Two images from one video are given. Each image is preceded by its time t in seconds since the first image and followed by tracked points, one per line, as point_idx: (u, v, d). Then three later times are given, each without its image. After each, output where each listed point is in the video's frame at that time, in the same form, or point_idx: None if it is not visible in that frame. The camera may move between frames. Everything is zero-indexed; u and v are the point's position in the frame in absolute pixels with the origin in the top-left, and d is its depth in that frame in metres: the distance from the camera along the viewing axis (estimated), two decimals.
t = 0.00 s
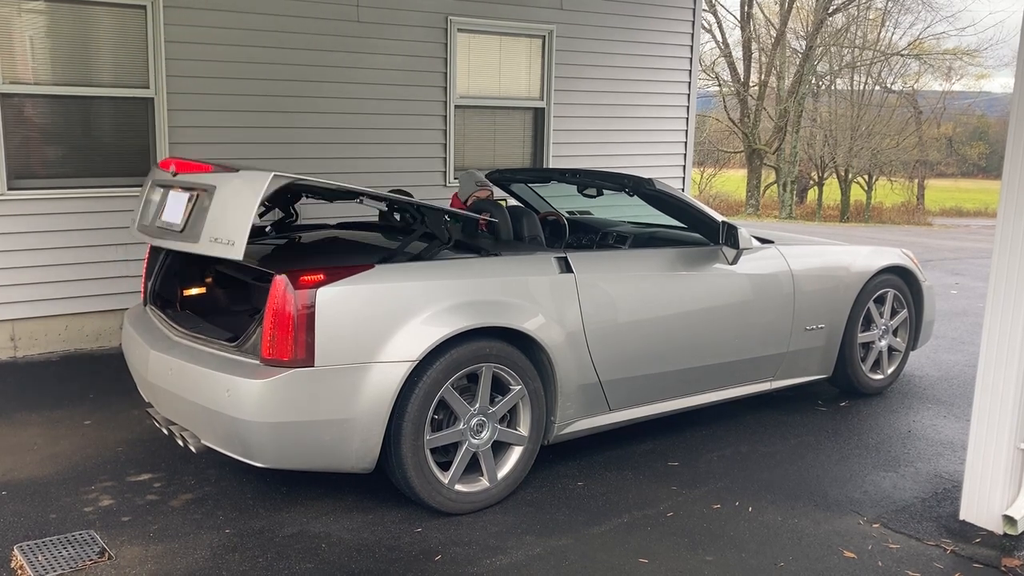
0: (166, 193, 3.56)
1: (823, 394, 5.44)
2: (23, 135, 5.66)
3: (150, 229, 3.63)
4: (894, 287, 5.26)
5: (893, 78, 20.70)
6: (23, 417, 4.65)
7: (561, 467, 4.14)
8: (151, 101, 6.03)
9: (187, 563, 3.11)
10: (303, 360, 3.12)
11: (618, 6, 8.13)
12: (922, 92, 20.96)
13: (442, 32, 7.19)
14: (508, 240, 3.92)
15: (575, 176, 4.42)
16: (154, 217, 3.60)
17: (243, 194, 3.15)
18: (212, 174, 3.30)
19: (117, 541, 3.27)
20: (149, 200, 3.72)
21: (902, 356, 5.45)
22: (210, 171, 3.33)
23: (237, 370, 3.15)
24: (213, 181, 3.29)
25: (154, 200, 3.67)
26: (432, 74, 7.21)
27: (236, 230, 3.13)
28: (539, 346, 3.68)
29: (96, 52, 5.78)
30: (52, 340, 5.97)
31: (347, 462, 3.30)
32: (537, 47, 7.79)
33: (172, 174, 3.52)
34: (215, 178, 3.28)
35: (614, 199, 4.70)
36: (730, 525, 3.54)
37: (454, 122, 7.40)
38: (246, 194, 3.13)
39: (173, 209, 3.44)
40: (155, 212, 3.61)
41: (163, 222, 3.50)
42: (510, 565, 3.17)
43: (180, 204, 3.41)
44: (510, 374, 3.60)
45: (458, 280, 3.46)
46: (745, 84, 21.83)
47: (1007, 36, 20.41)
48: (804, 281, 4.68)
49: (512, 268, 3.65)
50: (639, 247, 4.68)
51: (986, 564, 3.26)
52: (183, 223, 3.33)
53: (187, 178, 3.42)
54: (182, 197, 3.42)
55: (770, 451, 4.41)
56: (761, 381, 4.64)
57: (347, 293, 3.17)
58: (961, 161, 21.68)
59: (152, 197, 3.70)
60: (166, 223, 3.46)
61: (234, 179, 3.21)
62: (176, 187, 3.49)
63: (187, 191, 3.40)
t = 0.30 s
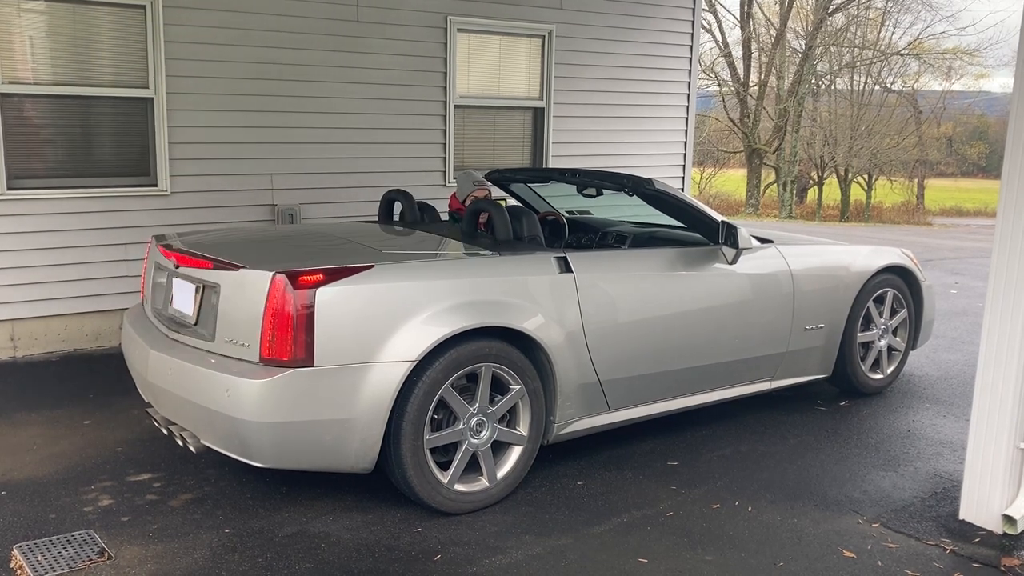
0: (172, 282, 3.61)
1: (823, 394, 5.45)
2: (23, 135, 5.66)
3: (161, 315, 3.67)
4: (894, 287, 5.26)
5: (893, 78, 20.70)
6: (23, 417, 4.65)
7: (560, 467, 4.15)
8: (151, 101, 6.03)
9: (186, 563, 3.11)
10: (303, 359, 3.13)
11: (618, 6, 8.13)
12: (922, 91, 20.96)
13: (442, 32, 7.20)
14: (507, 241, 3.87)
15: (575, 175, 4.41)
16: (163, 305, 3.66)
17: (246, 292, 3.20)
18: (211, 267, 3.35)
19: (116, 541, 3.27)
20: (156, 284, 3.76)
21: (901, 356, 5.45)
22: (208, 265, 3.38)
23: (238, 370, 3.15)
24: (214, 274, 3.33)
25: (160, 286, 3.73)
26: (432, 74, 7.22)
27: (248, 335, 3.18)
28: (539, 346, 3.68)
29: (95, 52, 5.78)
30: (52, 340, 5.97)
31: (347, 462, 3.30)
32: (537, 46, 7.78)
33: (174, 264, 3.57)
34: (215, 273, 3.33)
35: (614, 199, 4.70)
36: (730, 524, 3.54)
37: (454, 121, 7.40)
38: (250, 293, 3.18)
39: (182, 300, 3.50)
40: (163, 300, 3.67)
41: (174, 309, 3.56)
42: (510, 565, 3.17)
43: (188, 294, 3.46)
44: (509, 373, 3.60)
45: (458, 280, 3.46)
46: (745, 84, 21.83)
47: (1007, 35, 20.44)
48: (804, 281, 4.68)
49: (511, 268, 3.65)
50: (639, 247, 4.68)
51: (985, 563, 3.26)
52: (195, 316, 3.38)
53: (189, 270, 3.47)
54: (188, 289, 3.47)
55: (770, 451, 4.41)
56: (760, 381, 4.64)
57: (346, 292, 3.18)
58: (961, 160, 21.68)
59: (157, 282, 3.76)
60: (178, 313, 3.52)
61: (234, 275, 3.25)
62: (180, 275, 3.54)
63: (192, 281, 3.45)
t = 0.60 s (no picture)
0: (172, 281, 3.62)
1: (823, 393, 5.45)
2: (23, 134, 5.66)
3: (161, 313, 3.68)
4: (894, 286, 5.26)
5: (893, 78, 20.70)
6: (23, 416, 4.65)
7: (561, 466, 4.15)
8: (151, 101, 6.03)
9: (186, 563, 3.11)
10: (303, 358, 3.12)
11: (618, 4, 8.12)
12: (922, 91, 20.96)
13: (442, 31, 7.19)
14: (507, 239, 3.88)
15: (575, 174, 4.41)
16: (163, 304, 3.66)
17: (246, 290, 3.20)
18: (211, 267, 3.35)
19: (116, 540, 3.27)
20: (157, 282, 3.76)
21: (901, 355, 5.45)
22: (208, 264, 3.38)
23: (238, 369, 3.15)
24: (214, 274, 3.34)
25: (160, 285, 3.73)
26: (432, 73, 7.21)
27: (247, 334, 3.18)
28: (539, 345, 3.68)
29: (95, 52, 5.78)
30: (52, 340, 5.97)
31: (347, 461, 3.30)
32: (537, 46, 7.78)
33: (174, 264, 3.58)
34: (216, 272, 3.33)
35: (614, 198, 4.69)
36: (730, 523, 3.54)
37: (454, 120, 7.40)
38: (250, 291, 3.19)
39: (182, 300, 3.50)
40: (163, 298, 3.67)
41: (174, 309, 3.56)
42: (510, 564, 3.17)
43: (188, 294, 3.46)
44: (509, 372, 3.60)
45: (458, 279, 3.46)
46: (745, 83, 21.82)
47: (1008, 35, 20.43)
48: (804, 281, 4.68)
49: (511, 267, 3.65)
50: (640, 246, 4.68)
51: (985, 563, 3.26)
52: (196, 315, 3.38)
53: (189, 270, 3.48)
54: (188, 288, 3.48)
55: (770, 450, 4.41)
56: (761, 380, 4.64)
57: (346, 292, 3.18)
58: (961, 160, 21.68)
59: (157, 281, 3.76)
60: (178, 312, 3.52)
61: (235, 273, 3.25)
62: (180, 274, 3.55)
63: (192, 281, 3.46)
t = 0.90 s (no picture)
0: (172, 280, 3.62)
1: (824, 392, 5.45)
2: (23, 132, 5.66)
3: (161, 312, 3.67)
4: (894, 285, 5.26)
5: (893, 76, 20.69)
6: (23, 415, 4.65)
7: (561, 464, 4.15)
8: (151, 99, 6.03)
9: (187, 561, 3.11)
10: (303, 357, 3.12)
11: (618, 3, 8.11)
12: (922, 89, 20.94)
13: (442, 30, 7.19)
14: (507, 238, 3.88)
15: (575, 173, 4.41)
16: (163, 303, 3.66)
17: (246, 288, 3.20)
18: (211, 265, 3.35)
19: (117, 539, 3.27)
20: (156, 281, 3.76)
21: (902, 355, 5.45)
22: (208, 262, 3.38)
23: (238, 368, 3.15)
24: (214, 272, 3.34)
25: (160, 284, 3.73)
26: (432, 71, 7.21)
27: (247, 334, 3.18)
28: (539, 343, 3.68)
29: (95, 50, 5.78)
30: (52, 338, 5.98)
31: (347, 460, 3.30)
32: (537, 45, 7.78)
33: (174, 262, 3.57)
34: (216, 271, 3.33)
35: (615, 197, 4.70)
36: (730, 522, 3.54)
37: (454, 119, 7.39)
38: (250, 290, 3.19)
39: (182, 298, 3.50)
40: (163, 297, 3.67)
41: (174, 307, 3.56)
42: (511, 563, 3.17)
43: (189, 292, 3.46)
44: (509, 371, 3.59)
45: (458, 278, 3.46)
46: (745, 82, 21.81)
47: (1008, 33, 20.25)
48: (804, 279, 4.68)
49: (512, 266, 3.65)
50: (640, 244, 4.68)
51: (985, 562, 3.26)
52: (196, 314, 3.38)
53: (189, 268, 3.48)
54: (188, 287, 3.48)
55: (770, 449, 4.40)
56: (761, 378, 4.64)
57: (346, 290, 3.18)
58: (961, 158, 21.66)
59: (157, 280, 3.76)
60: (178, 311, 3.52)
61: (235, 271, 3.25)
62: (180, 273, 3.55)
63: (192, 280, 3.46)
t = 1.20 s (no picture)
0: (172, 280, 3.62)
1: (823, 391, 5.46)
2: (24, 131, 5.66)
3: (161, 311, 3.67)
4: (894, 285, 5.26)
5: (893, 76, 20.69)
6: (23, 414, 4.65)
7: (561, 464, 4.15)
8: (151, 98, 6.02)
9: (187, 561, 3.11)
10: (303, 356, 3.13)
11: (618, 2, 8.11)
12: (922, 89, 20.94)
13: (442, 29, 7.19)
14: (507, 237, 3.88)
15: (575, 172, 4.41)
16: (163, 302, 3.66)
17: (246, 287, 3.20)
18: (211, 264, 3.35)
19: (117, 538, 3.28)
20: (156, 280, 3.76)
21: (901, 354, 5.45)
22: (208, 262, 3.38)
23: (238, 368, 3.15)
24: (215, 271, 3.34)
25: (160, 283, 3.73)
26: (432, 71, 7.20)
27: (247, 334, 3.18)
28: (539, 343, 3.68)
29: (95, 49, 5.78)
30: (52, 338, 5.98)
31: (347, 460, 3.30)
32: (537, 44, 7.77)
33: (174, 262, 3.58)
34: (216, 270, 3.33)
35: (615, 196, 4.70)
36: (730, 522, 3.54)
37: (454, 118, 7.39)
38: (250, 289, 3.19)
39: (182, 298, 3.50)
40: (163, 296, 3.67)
41: (174, 307, 3.56)
42: (510, 562, 3.17)
43: (188, 291, 3.46)
44: (509, 370, 3.59)
45: (458, 277, 3.46)
46: (745, 81, 21.81)
47: (1007, 33, 20.17)
48: (805, 279, 4.68)
49: (512, 265, 3.65)
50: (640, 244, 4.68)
51: (985, 561, 3.26)
52: (196, 313, 3.38)
53: (189, 267, 3.48)
54: (188, 286, 3.47)
55: (770, 449, 4.41)
56: (761, 378, 4.64)
57: (346, 290, 3.18)
58: (962, 158, 21.65)
59: (157, 279, 3.76)
60: (178, 310, 3.52)
61: (234, 270, 3.25)
62: (180, 273, 3.55)
63: (192, 279, 3.46)
